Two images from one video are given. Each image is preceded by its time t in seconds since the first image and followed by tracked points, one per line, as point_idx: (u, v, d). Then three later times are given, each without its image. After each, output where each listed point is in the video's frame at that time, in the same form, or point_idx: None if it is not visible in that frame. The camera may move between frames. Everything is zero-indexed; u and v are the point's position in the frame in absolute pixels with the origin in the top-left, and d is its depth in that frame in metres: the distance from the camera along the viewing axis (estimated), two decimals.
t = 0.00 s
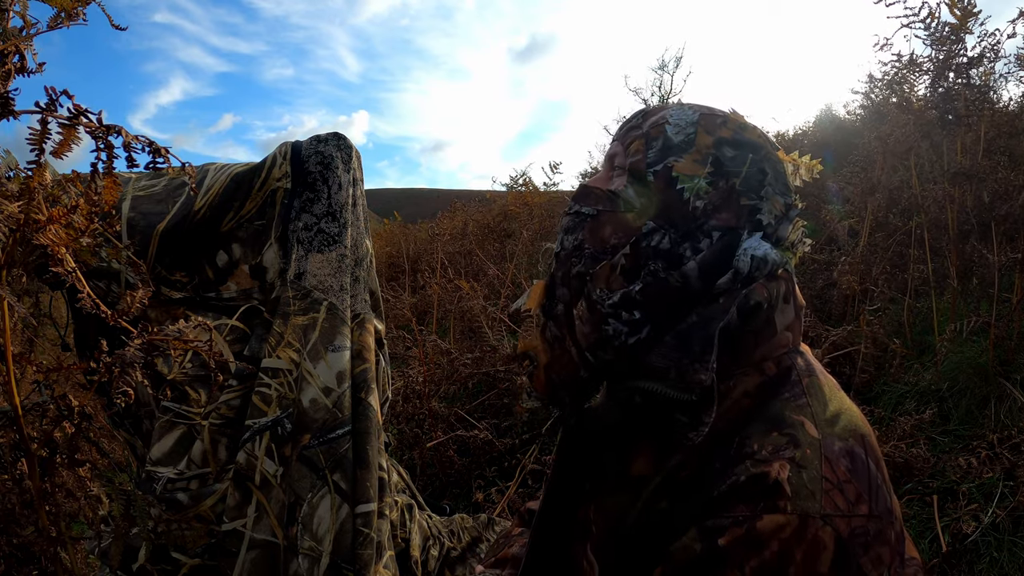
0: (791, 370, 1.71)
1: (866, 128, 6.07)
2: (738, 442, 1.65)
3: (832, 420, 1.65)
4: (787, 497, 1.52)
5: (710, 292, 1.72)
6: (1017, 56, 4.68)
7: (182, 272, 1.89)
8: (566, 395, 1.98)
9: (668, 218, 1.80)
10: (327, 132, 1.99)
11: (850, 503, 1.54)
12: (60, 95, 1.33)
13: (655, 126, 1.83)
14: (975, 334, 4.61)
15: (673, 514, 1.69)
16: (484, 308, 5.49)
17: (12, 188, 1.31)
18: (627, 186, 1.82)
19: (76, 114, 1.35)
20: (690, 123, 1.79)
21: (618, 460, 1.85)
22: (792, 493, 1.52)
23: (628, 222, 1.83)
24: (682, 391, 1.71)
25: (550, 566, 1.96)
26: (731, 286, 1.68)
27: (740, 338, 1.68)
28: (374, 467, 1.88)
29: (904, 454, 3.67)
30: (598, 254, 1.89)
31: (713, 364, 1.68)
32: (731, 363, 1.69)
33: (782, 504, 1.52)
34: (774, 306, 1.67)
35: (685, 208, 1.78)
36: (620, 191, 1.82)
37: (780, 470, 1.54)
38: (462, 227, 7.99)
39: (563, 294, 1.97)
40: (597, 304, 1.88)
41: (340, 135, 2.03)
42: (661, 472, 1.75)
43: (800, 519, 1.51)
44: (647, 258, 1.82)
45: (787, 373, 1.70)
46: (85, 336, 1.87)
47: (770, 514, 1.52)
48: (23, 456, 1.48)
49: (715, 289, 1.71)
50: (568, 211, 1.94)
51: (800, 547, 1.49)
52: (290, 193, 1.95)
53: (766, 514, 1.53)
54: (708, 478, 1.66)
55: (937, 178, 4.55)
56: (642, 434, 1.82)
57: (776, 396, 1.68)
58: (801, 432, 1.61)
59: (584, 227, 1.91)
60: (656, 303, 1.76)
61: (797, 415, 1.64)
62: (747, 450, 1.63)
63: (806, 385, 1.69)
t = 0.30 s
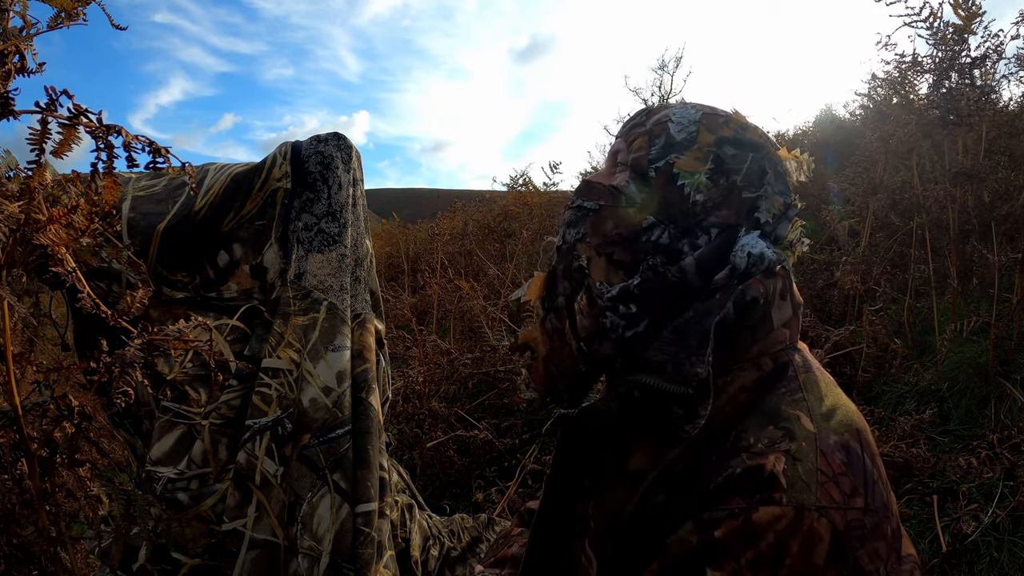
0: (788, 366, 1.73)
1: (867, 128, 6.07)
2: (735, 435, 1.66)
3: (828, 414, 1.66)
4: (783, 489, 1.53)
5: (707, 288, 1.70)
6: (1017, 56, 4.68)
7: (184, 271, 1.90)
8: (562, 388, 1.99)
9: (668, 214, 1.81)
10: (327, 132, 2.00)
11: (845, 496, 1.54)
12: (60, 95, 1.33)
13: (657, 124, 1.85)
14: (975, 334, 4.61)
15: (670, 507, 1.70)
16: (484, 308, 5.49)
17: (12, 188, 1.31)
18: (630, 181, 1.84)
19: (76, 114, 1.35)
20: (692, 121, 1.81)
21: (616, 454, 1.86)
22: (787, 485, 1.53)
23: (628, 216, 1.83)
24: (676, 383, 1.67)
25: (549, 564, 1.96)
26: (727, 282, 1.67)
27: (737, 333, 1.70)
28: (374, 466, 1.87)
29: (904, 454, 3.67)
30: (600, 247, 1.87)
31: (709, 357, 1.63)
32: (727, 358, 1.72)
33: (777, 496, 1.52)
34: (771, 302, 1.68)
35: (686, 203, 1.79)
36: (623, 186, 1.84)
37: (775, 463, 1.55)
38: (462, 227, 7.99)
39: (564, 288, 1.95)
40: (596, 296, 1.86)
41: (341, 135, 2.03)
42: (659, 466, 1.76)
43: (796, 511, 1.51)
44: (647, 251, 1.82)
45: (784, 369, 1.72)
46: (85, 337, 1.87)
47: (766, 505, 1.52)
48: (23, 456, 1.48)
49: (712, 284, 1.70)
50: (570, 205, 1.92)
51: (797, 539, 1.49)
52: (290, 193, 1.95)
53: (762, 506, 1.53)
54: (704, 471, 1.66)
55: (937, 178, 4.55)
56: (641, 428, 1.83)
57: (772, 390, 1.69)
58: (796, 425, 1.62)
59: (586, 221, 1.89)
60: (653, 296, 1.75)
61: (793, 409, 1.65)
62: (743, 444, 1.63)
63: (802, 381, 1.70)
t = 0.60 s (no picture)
0: (786, 364, 1.72)
1: (866, 128, 6.07)
2: (733, 434, 1.66)
3: (826, 412, 1.65)
4: (781, 487, 1.53)
5: (705, 287, 1.74)
6: (1016, 56, 4.68)
7: (185, 272, 1.90)
8: (560, 385, 1.99)
9: (666, 215, 1.81)
10: (327, 133, 1.99)
11: (844, 494, 1.54)
12: (60, 95, 1.33)
13: (654, 125, 1.84)
14: (975, 334, 4.61)
15: (669, 505, 1.69)
16: (484, 308, 5.49)
17: (12, 188, 1.31)
18: (627, 183, 1.84)
19: (76, 114, 1.35)
20: (689, 122, 1.79)
21: (616, 454, 1.87)
22: (785, 483, 1.53)
23: (625, 217, 1.83)
24: (675, 382, 1.72)
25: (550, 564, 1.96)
26: (725, 281, 1.68)
27: (734, 332, 1.70)
28: (374, 466, 1.87)
29: (904, 454, 3.67)
30: (599, 249, 1.89)
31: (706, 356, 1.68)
32: (725, 357, 1.72)
33: (776, 493, 1.53)
34: (769, 301, 1.68)
35: (681, 203, 1.78)
36: (621, 188, 1.83)
37: (773, 461, 1.56)
38: (462, 227, 8.00)
39: (562, 290, 1.95)
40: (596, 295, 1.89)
41: (341, 135, 2.03)
42: (659, 464, 1.75)
43: (794, 508, 1.51)
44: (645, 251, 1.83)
45: (782, 368, 1.72)
46: (85, 336, 1.87)
47: (765, 503, 1.53)
48: (23, 456, 1.48)
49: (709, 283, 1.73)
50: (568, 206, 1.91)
51: (795, 536, 1.49)
52: (290, 193, 1.95)
53: (761, 504, 1.53)
54: (704, 470, 1.66)
55: (937, 177, 4.55)
56: (641, 427, 1.84)
57: (770, 389, 1.69)
58: (794, 424, 1.62)
59: (585, 222, 1.87)
60: (652, 297, 1.77)
61: (791, 407, 1.65)
62: (742, 443, 1.64)
63: (800, 379, 1.70)
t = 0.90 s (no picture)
0: (790, 367, 1.75)
1: (866, 128, 6.08)
2: (738, 437, 1.66)
3: (831, 416, 1.67)
4: (787, 492, 1.53)
5: (710, 290, 1.70)
6: (1017, 56, 4.68)
7: (184, 272, 1.90)
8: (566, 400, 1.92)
9: (670, 220, 1.83)
10: (327, 132, 2.00)
11: (848, 498, 1.56)
12: (60, 95, 1.33)
13: (656, 128, 1.86)
14: (975, 334, 4.61)
15: (672, 509, 1.70)
16: (484, 308, 5.50)
17: (12, 188, 1.31)
18: (630, 188, 1.86)
19: (76, 114, 1.35)
20: (691, 124, 1.82)
21: (618, 455, 1.85)
22: (792, 487, 1.54)
23: (630, 224, 1.84)
24: (679, 387, 1.64)
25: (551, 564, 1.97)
26: (730, 283, 1.68)
27: (739, 334, 1.72)
28: (374, 466, 1.88)
29: (904, 454, 3.67)
30: (603, 255, 1.89)
31: (711, 359, 1.62)
32: (728, 359, 1.74)
33: (782, 498, 1.53)
34: (773, 303, 1.72)
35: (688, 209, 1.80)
36: (622, 192, 1.85)
37: (779, 465, 1.56)
38: (462, 227, 7.99)
39: (564, 296, 1.93)
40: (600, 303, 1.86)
41: (340, 135, 2.03)
42: (661, 467, 1.75)
43: (800, 513, 1.52)
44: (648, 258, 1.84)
45: (786, 370, 1.74)
46: (85, 337, 1.87)
47: (771, 508, 1.53)
48: (23, 456, 1.48)
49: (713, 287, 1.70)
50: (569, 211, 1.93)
51: (801, 541, 1.50)
52: (290, 193, 1.95)
53: (767, 509, 1.53)
54: (707, 474, 1.66)
55: (938, 177, 4.55)
56: (643, 429, 1.82)
57: (774, 392, 1.70)
58: (800, 427, 1.63)
59: (589, 227, 1.88)
60: (658, 304, 1.73)
61: (796, 411, 1.66)
62: (747, 446, 1.64)
63: (805, 383, 1.72)
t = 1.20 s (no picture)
0: (799, 370, 1.74)
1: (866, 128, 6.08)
2: (747, 441, 1.66)
3: (840, 419, 1.67)
4: (797, 497, 1.53)
5: (721, 292, 1.69)
6: (1017, 56, 4.68)
7: (183, 272, 1.90)
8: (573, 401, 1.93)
9: (691, 232, 1.79)
10: (327, 133, 2.00)
11: (858, 503, 1.56)
12: (60, 95, 1.33)
13: (668, 129, 1.83)
14: (975, 334, 4.61)
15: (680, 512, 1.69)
16: (484, 308, 5.50)
17: (12, 187, 1.31)
18: (645, 197, 1.82)
19: (76, 114, 1.35)
20: (706, 125, 1.79)
21: (623, 457, 1.85)
22: (802, 492, 1.53)
23: (648, 236, 1.81)
24: (689, 391, 1.65)
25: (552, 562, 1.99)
26: (740, 286, 1.67)
27: (749, 338, 1.71)
28: (374, 466, 1.88)
29: (904, 454, 3.67)
30: (617, 267, 1.85)
31: (722, 364, 1.63)
32: (736, 362, 1.72)
33: (792, 503, 1.53)
34: (782, 305, 1.71)
35: (709, 221, 1.76)
36: (634, 199, 1.82)
37: (790, 469, 1.55)
38: (462, 227, 7.99)
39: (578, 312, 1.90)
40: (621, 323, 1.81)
41: (341, 135, 2.03)
42: (668, 469, 1.75)
43: (810, 518, 1.51)
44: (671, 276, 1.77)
45: (794, 373, 1.73)
46: (85, 336, 1.87)
47: (781, 513, 1.53)
48: (23, 456, 1.48)
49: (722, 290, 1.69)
50: (578, 220, 1.93)
51: (811, 546, 1.50)
52: (290, 193, 1.95)
53: (777, 514, 1.53)
54: (715, 476, 1.66)
55: (938, 178, 4.55)
56: (649, 431, 1.81)
57: (783, 395, 1.70)
58: (810, 432, 1.63)
59: (600, 241, 1.87)
60: (680, 318, 1.71)
61: (806, 415, 1.66)
62: (756, 450, 1.63)
63: (813, 385, 1.72)
